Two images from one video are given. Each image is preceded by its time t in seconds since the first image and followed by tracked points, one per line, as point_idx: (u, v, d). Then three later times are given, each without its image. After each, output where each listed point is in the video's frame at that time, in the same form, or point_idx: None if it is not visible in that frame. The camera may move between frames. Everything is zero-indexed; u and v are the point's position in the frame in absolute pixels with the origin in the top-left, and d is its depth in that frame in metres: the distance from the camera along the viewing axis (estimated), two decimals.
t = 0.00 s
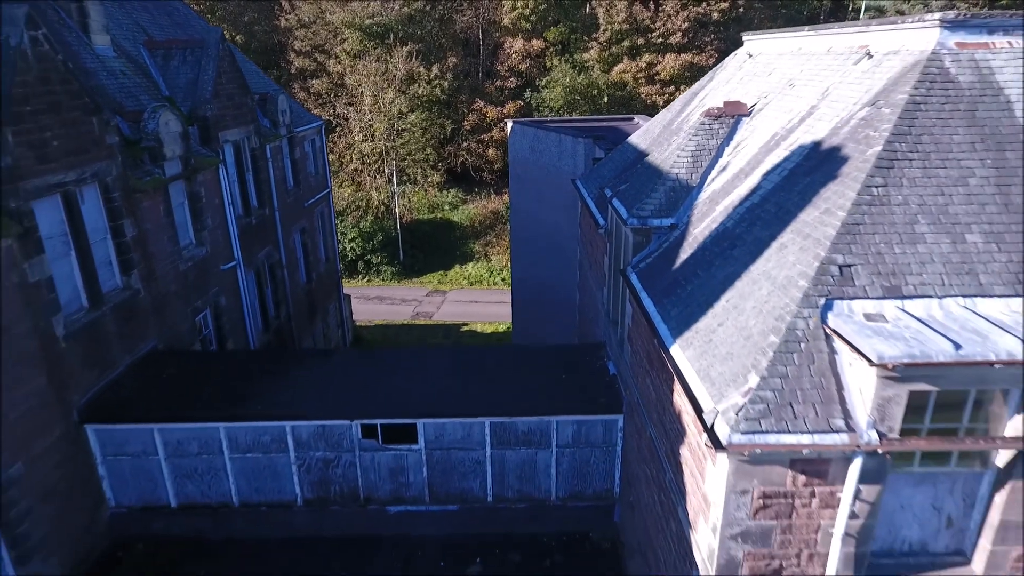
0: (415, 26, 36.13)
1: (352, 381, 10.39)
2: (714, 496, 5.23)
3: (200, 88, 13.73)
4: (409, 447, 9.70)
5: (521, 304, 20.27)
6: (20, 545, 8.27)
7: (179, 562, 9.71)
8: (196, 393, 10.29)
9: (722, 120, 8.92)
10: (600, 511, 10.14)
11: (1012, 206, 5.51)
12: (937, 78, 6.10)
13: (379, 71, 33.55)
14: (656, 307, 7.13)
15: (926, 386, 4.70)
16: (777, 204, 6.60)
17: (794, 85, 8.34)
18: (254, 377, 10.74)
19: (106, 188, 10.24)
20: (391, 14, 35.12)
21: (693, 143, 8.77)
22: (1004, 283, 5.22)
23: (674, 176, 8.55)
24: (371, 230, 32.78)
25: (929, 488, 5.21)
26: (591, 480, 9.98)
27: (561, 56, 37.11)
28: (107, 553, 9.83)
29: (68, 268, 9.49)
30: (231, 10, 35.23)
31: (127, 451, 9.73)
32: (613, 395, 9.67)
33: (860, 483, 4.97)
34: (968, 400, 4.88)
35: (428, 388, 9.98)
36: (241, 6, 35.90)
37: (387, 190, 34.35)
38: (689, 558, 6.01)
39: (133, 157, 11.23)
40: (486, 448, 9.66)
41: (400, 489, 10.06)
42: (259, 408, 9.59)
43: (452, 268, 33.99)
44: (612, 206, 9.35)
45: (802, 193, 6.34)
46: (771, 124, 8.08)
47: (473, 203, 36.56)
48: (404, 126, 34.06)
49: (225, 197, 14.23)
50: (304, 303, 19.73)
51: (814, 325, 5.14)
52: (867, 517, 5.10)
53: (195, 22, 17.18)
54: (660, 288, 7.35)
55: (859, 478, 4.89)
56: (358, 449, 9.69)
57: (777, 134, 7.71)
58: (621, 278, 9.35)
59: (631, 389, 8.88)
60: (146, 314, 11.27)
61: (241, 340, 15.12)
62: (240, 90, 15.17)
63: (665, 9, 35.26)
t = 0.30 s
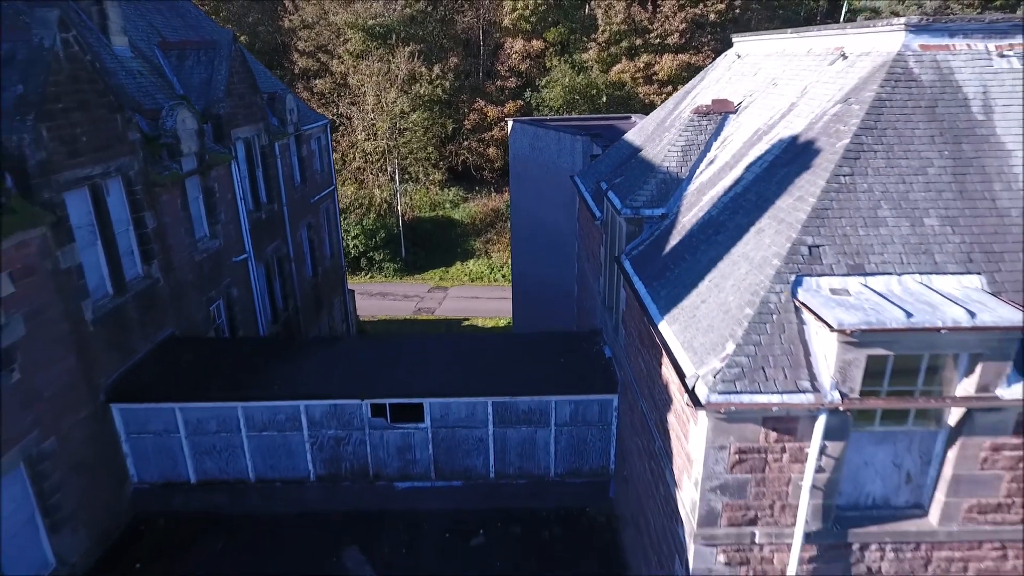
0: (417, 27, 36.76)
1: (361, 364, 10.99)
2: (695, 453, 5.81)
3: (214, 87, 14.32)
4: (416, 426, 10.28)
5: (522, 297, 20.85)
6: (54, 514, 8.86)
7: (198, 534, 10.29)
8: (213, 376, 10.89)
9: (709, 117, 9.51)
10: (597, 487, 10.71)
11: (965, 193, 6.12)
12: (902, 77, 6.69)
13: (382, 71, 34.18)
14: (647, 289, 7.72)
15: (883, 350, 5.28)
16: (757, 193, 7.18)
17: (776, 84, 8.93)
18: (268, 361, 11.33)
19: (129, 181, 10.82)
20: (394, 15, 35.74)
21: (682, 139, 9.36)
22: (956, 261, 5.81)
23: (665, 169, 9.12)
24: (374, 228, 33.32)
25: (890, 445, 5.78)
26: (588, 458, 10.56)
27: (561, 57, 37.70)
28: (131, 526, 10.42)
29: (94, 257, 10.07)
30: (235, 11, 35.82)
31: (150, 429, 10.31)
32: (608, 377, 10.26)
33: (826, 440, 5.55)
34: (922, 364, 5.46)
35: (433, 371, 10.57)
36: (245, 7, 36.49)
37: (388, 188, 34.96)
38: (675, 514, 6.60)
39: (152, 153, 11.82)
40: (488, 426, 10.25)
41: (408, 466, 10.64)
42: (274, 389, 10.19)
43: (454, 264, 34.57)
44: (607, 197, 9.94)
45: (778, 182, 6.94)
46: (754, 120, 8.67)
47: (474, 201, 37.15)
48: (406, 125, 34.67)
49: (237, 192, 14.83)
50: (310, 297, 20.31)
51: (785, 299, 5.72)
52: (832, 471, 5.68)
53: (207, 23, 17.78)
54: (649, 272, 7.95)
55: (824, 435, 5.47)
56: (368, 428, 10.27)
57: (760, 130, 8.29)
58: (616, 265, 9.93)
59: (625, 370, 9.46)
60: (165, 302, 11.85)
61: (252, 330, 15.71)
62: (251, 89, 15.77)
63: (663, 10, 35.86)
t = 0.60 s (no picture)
0: (419, 27, 37.41)
1: (370, 348, 11.65)
2: (679, 413, 6.46)
3: (227, 86, 14.98)
4: (422, 404, 10.93)
5: (523, 290, 21.49)
6: (85, 483, 9.51)
7: (218, 506, 10.93)
8: (231, 358, 11.55)
9: (697, 114, 10.16)
10: (593, 463, 11.35)
11: (923, 180, 6.77)
12: (869, 75, 7.33)
13: (385, 70, 34.85)
14: (637, 271, 8.37)
15: (843, 318, 5.93)
16: (738, 182, 7.83)
17: (759, 83, 9.59)
18: (283, 345, 11.99)
19: (152, 174, 11.47)
20: (396, 16, 36.40)
21: (672, 133, 10.01)
22: (913, 241, 6.46)
23: (655, 162, 9.77)
24: (376, 225, 34.04)
25: (854, 406, 6.43)
26: (584, 434, 11.20)
27: (560, 57, 38.34)
28: (154, 499, 11.06)
29: (121, 245, 10.72)
30: (240, 11, 36.47)
31: (172, 407, 10.96)
32: (603, 358, 10.92)
33: (794, 400, 6.20)
34: (881, 332, 6.10)
35: (439, 354, 11.23)
36: (250, 8, 37.14)
37: (391, 186, 35.65)
38: (662, 473, 7.26)
39: (172, 148, 12.47)
40: (491, 404, 10.90)
41: (415, 442, 11.27)
42: (290, 369, 10.85)
43: (455, 260, 35.20)
44: (602, 189, 10.59)
45: (757, 171, 7.59)
46: (738, 117, 9.33)
47: (475, 199, 37.82)
48: (409, 124, 35.34)
49: (249, 186, 15.48)
50: (317, 289, 20.97)
51: (759, 274, 6.37)
52: (801, 429, 6.33)
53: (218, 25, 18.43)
54: (640, 256, 8.60)
55: (792, 395, 6.13)
56: (377, 406, 10.93)
57: (743, 125, 8.94)
58: (610, 253, 10.60)
59: (619, 350, 10.12)
60: (184, 289, 12.50)
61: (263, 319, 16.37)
62: (262, 88, 16.42)
63: (660, 11, 36.42)
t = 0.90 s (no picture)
0: (421, 28, 38.06)
1: (378, 333, 12.30)
2: (665, 381, 7.10)
3: (239, 86, 15.62)
4: (428, 385, 11.56)
5: (523, 283, 22.12)
6: (113, 456, 10.14)
7: (235, 482, 11.56)
8: (246, 342, 12.19)
9: (686, 111, 10.81)
10: (590, 442, 11.97)
11: (890, 170, 7.40)
12: (842, 74, 7.96)
13: (387, 71, 35.50)
14: (629, 256, 9.02)
15: (812, 293, 6.56)
16: (721, 172, 8.47)
17: (744, 82, 10.23)
18: (295, 331, 12.67)
19: (171, 169, 12.08)
20: (398, 17, 37.04)
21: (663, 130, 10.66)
22: (879, 225, 7.09)
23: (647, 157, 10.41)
24: (378, 222, 34.93)
25: (825, 375, 7.06)
26: (581, 414, 11.82)
27: (559, 57, 39.09)
28: (175, 475, 11.70)
29: (143, 235, 11.35)
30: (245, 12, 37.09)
31: (192, 389, 11.58)
32: (599, 342, 11.56)
33: (769, 368, 6.83)
34: (848, 307, 6.72)
35: (443, 340, 11.88)
36: (254, 9, 37.77)
37: (393, 184, 36.41)
38: (651, 440, 7.90)
39: (189, 145, 13.09)
40: (493, 386, 11.53)
41: (421, 422, 11.90)
42: (303, 352, 11.48)
43: (456, 257, 35.82)
44: (598, 183, 11.24)
45: (738, 163, 8.24)
46: (724, 114, 9.98)
47: (476, 197, 38.43)
48: (411, 123, 35.99)
49: (260, 182, 16.13)
50: (323, 283, 21.62)
51: (737, 255, 7.00)
52: (776, 395, 6.95)
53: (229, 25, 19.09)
54: (632, 243, 9.24)
55: (767, 363, 6.76)
56: (386, 387, 11.55)
57: (728, 122, 9.57)
58: (605, 242, 11.26)
59: (614, 333, 10.75)
60: (200, 278, 13.14)
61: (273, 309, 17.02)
62: (272, 87, 17.05)
63: (658, 12, 36.91)
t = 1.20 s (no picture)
0: (423, 28, 38.75)
1: (386, 319, 13.01)
2: (653, 352, 7.78)
3: (251, 84, 16.31)
4: (434, 367, 12.24)
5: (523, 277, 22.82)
6: (139, 431, 10.82)
7: (252, 459, 12.23)
8: (261, 327, 12.88)
9: (676, 108, 11.51)
10: (586, 422, 12.65)
11: (859, 161, 8.08)
12: (817, 72, 8.63)
13: (390, 70, 36.17)
14: (622, 241, 9.71)
15: (785, 270, 7.24)
16: (706, 163, 9.17)
17: (730, 80, 10.92)
18: (307, 317, 13.39)
19: (191, 163, 12.76)
20: (400, 17, 37.74)
21: (654, 126, 11.35)
22: (848, 210, 7.77)
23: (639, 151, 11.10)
24: (382, 219, 35.43)
25: (798, 347, 7.74)
26: (578, 394, 12.51)
27: (559, 57, 39.78)
28: (194, 452, 12.39)
29: (165, 224, 12.02)
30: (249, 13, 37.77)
31: (210, 370, 12.27)
32: (595, 326, 12.26)
33: (747, 340, 7.51)
34: (818, 284, 7.41)
35: (447, 325, 12.57)
36: (259, 9, 38.45)
37: (396, 182, 37.03)
38: (640, 409, 8.59)
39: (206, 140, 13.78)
40: (495, 367, 12.21)
41: (426, 402, 12.58)
42: (316, 336, 12.18)
43: (457, 253, 36.44)
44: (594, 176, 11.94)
45: (721, 155, 8.95)
46: (710, 110, 10.66)
47: (477, 194, 39.11)
48: (413, 122, 36.60)
49: (271, 177, 16.82)
50: (329, 276, 22.29)
51: (718, 237, 7.68)
52: (754, 364, 7.64)
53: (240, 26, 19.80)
54: (625, 229, 9.92)
55: (744, 334, 7.44)
56: (394, 368, 12.24)
57: (714, 118, 10.26)
58: (600, 231, 11.95)
59: (608, 316, 11.44)
60: (217, 266, 13.82)
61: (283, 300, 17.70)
62: (281, 86, 17.74)
63: (655, 13, 37.56)
